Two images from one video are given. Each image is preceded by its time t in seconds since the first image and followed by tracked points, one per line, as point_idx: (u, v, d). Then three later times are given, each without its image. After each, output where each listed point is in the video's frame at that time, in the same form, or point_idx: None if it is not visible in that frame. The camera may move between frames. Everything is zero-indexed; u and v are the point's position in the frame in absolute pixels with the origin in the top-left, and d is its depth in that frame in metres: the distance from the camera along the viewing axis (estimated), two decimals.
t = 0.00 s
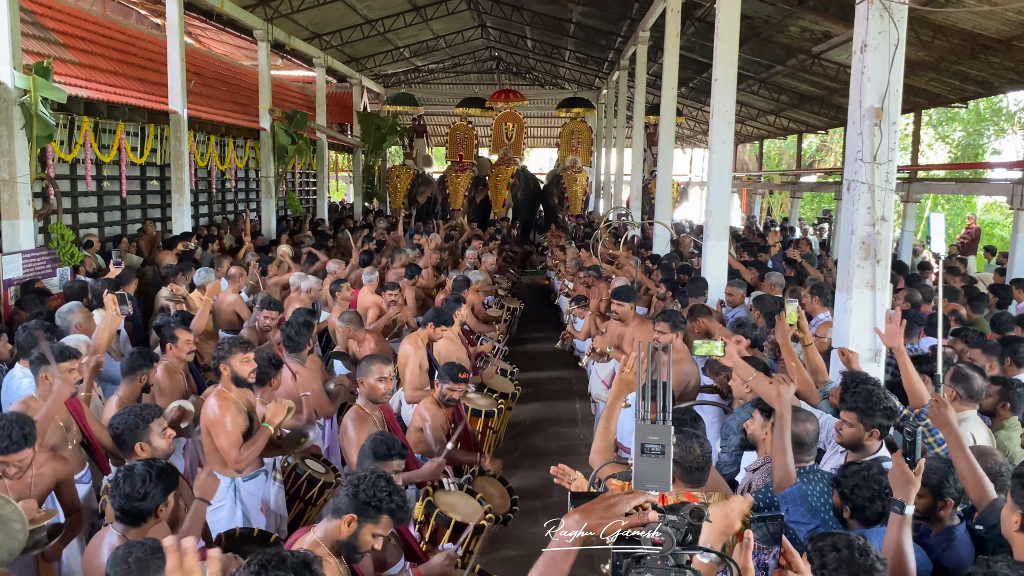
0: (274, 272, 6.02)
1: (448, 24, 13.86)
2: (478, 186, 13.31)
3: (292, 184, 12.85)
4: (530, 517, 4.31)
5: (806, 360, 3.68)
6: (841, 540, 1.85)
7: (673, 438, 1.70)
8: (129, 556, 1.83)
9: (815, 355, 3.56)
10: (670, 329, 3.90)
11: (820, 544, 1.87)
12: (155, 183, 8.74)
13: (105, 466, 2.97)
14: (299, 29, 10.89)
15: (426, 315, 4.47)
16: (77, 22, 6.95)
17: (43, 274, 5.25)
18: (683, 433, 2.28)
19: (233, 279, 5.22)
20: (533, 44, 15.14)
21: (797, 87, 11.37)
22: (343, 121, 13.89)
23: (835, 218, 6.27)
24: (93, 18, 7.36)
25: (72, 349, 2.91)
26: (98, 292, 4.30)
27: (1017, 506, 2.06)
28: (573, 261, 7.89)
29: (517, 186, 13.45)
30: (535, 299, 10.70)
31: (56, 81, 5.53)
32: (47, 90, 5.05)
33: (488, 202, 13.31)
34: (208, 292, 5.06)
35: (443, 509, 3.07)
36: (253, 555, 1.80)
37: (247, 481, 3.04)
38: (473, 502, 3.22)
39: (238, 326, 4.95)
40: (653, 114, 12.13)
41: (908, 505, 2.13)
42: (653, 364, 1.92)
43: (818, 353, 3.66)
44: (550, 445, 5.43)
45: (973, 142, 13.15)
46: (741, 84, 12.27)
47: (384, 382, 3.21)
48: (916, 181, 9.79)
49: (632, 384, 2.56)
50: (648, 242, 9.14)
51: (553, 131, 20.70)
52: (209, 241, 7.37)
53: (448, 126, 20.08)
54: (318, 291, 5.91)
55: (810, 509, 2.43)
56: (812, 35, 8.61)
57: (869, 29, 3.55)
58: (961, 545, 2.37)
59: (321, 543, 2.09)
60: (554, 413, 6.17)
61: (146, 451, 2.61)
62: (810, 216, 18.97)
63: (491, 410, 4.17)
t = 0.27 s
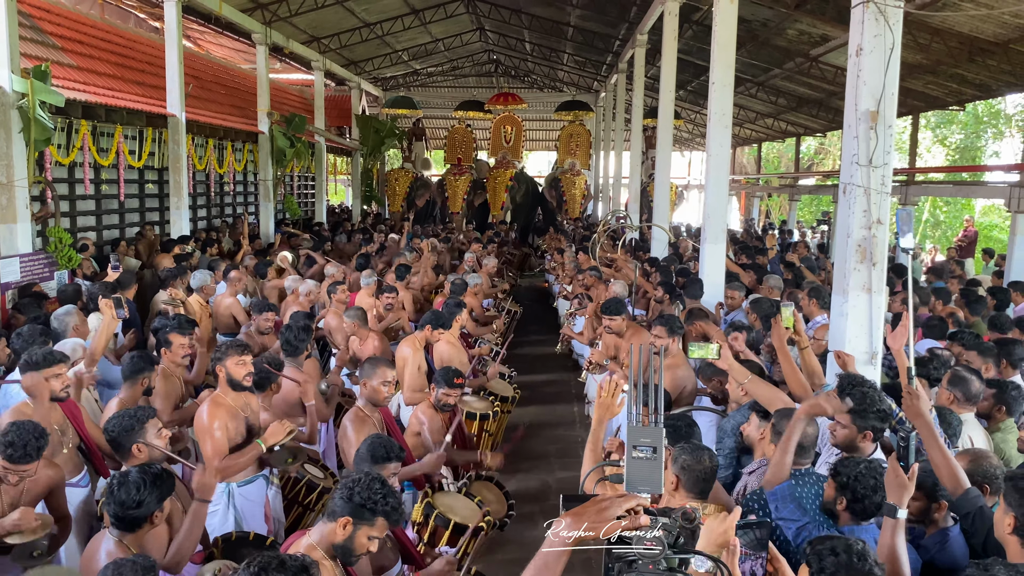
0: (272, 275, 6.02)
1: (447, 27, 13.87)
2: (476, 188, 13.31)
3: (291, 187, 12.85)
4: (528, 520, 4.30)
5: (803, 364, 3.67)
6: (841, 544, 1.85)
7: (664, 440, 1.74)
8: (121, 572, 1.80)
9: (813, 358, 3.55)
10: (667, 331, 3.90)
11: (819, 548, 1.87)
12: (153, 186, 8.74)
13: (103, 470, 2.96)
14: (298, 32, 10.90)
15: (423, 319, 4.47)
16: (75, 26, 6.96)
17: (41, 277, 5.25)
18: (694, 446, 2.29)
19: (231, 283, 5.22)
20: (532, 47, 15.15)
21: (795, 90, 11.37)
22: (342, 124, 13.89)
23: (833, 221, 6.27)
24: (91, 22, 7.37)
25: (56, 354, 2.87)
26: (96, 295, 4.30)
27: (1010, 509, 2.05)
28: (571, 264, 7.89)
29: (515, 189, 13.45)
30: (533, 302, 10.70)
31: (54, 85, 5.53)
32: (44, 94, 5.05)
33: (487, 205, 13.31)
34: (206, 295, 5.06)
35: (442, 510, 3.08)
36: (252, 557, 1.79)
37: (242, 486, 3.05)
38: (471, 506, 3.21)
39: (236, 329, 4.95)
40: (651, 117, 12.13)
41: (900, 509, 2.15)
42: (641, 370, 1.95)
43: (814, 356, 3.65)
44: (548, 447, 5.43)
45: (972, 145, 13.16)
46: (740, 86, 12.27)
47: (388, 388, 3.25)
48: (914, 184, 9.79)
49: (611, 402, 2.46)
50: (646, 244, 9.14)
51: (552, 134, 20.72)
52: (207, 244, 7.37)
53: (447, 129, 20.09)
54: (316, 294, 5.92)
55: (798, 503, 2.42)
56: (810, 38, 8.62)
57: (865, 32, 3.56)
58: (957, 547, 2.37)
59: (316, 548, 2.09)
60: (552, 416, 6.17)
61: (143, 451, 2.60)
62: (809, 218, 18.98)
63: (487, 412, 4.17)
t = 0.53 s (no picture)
0: (269, 277, 6.02)
1: (445, 29, 13.89)
2: (474, 190, 13.31)
3: (289, 189, 12.85)
4: (524, 522, 4.30)
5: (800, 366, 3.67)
6: (835, 548, 1.84)
7: (660, 441, 1.67)
8: None
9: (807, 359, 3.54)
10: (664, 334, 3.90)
11: (813, 551, 1.86)
12: (150, 188, 8.73)
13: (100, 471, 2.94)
14: (296, 34, 10.90)
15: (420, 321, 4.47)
16: (72, 28, 6.96)
17: (37, 279, 5.25)
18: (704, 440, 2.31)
19: (227, 285, 5.21)
20: (530, 49, 15.17)
21: (792, 92, 11.39)
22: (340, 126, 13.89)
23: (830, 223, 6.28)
24: (88, 23, 7.36)
25: (56, 353, 2.88)
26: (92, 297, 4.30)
27: (1005, 511, 2.05)
28: (568, 266, 7.89)
29: (513, 191, 13.45)
30: (531, 304, 10.70)
31: (51, 87, 5.53)
32: (42, 95, 5.04)
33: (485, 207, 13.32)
34: (203, 298, 5.05)
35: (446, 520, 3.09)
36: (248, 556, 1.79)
37: (241, 492, 3.02)
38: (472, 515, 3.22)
39: (232, 331, 4.94)
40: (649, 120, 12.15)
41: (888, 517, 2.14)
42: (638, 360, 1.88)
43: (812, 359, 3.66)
44: (546, 450, 5.43)
45: (969, 147, 13.19)
46: (738, 89, 12.29)
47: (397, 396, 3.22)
48: (911, 186, 9.80)
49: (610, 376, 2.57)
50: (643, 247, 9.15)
51: (550, 136, 20.73)
52: (205, 246, 7.37)
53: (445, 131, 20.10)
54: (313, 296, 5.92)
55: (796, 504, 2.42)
56: (808, 40, 8.64)
57: (861, 35, 3.57)
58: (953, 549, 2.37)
59: (311, 549, 2.08)
60: (549, 418, 6.16)
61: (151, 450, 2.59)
62: (807, 221, 19.00)
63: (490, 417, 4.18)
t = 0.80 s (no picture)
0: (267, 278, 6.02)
1: (443, 30, 13.90)
2: (472, 191, 13.32)
3: (287, 190, 12.85)
4: (522, 523, 4.30)
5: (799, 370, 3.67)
6: (832, 548, 1.85)
7: (659, 439, 1.68)
8: None
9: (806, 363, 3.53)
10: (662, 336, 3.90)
11: (809, 552, 1.86)
12: (148, 188, 8.72)
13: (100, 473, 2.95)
14: (294, 35, 10.91)
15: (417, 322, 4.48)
16: (70, 28, 6.95)
17: (35, 280, 5.25)
18: (684, 439, 2.32)
19: (225, 285, 5.21)
20: (528, 51, 15.18)
21: (790, 94, 11.41)
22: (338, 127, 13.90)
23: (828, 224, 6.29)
24: (86, 24, 7.36)
25: (57, 354, 2.83)
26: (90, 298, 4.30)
27: (1002, 513, 2.05)
28: (566, 267, 7.90)
29: (511, 192, 13.46)
30: (529, 305, 10.71)
31: (49, 87, 5.52)
32: (41, 96, 5.04)
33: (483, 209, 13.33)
34: (201, 298, 5.05)
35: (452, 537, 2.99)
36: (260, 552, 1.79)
37: (244, 495, 3.05)
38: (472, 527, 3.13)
39: (230, 332, 4.94)
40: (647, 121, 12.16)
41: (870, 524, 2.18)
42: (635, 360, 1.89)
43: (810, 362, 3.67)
44: (544, 450, 5.43)
45: (966, 149, 13.23)
46: (736, 90, 12.31)
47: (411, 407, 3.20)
48: (908, 188, 9.82)
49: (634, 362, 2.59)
50: (641, 248, 9.16)
51: (548, 137, 20.75)
52: (203, 246, 7.36)
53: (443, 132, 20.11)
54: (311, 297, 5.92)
55: (795, 503, 2.43)
56: (806, 42, 8.65)
57: (860, 37, 3.58)
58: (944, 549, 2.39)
59: (314, 548, 2.08)
60: (547, 419, 6.16)
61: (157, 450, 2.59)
62: (805, 223, 19.04)
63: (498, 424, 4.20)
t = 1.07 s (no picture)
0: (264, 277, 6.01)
1: (440, 29, 13.89)
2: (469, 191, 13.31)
3: (283, 189, 12.84)
4: (519, 522, 4.30)
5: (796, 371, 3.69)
6: (828, 547, 1.86)
7: (656, 437, 1.68)
8: None
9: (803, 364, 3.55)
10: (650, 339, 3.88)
11: (806, 550, 1.88)
12: (145, 187, 8.71)
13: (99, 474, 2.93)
14: (291, 34, 10.89)
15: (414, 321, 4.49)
16: (67, 26, 6.93)
17: (31, 278, 5.24)
18: (680, 439, 2.32)
19: (222, 284, 5.21)
20: (525, 50, 15.17)
21: (787, 94, 11.43)
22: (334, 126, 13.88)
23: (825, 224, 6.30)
24: (83, 22, 7.34)
25: (55, 353, 2.84)
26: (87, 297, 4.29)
27: (997, 512, 2.06)
28: (564, 267, 7.90)
29: (508, 192, 13.46)
30: (526, 305, 10.71)
31: (46, 85, 5.50)
32: (37, 94, 5.02)
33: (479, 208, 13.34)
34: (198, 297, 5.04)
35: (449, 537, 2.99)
36: (269, 551, 1.80)
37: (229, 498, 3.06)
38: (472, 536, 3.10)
39: (227, 331, 4.94)
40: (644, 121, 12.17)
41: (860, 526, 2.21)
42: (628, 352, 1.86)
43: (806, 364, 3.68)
44: (541, 450, 5.44)
45: (962, 150, 13.27)
46: (732, 90, 12.32)
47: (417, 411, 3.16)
48: (905, 188, 9.83)
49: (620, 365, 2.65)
50: (638, 248, 9.17)
51: (545, 137, 20.75)
52: (199, 245, 7.35)
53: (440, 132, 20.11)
54: (308, 297, 5.91)
55: (788, 503, 2.44)
56: (802, 43, 8.67)
57: (857, 38, 3.58)
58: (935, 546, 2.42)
59: (312, 547, 2.08)
60: (544, 418, 6.16)
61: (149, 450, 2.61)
62: (801, 223, 19.07)
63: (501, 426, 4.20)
